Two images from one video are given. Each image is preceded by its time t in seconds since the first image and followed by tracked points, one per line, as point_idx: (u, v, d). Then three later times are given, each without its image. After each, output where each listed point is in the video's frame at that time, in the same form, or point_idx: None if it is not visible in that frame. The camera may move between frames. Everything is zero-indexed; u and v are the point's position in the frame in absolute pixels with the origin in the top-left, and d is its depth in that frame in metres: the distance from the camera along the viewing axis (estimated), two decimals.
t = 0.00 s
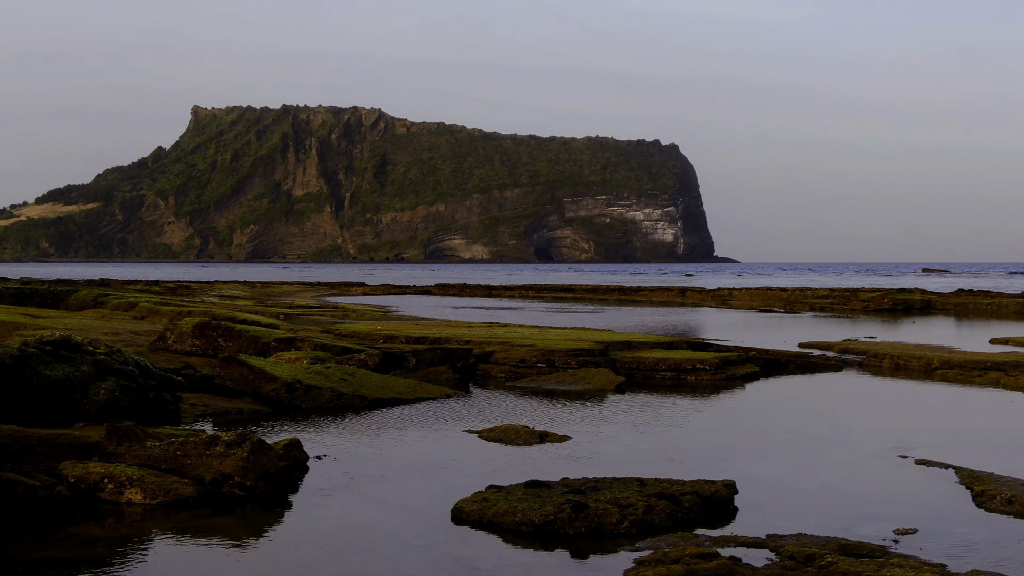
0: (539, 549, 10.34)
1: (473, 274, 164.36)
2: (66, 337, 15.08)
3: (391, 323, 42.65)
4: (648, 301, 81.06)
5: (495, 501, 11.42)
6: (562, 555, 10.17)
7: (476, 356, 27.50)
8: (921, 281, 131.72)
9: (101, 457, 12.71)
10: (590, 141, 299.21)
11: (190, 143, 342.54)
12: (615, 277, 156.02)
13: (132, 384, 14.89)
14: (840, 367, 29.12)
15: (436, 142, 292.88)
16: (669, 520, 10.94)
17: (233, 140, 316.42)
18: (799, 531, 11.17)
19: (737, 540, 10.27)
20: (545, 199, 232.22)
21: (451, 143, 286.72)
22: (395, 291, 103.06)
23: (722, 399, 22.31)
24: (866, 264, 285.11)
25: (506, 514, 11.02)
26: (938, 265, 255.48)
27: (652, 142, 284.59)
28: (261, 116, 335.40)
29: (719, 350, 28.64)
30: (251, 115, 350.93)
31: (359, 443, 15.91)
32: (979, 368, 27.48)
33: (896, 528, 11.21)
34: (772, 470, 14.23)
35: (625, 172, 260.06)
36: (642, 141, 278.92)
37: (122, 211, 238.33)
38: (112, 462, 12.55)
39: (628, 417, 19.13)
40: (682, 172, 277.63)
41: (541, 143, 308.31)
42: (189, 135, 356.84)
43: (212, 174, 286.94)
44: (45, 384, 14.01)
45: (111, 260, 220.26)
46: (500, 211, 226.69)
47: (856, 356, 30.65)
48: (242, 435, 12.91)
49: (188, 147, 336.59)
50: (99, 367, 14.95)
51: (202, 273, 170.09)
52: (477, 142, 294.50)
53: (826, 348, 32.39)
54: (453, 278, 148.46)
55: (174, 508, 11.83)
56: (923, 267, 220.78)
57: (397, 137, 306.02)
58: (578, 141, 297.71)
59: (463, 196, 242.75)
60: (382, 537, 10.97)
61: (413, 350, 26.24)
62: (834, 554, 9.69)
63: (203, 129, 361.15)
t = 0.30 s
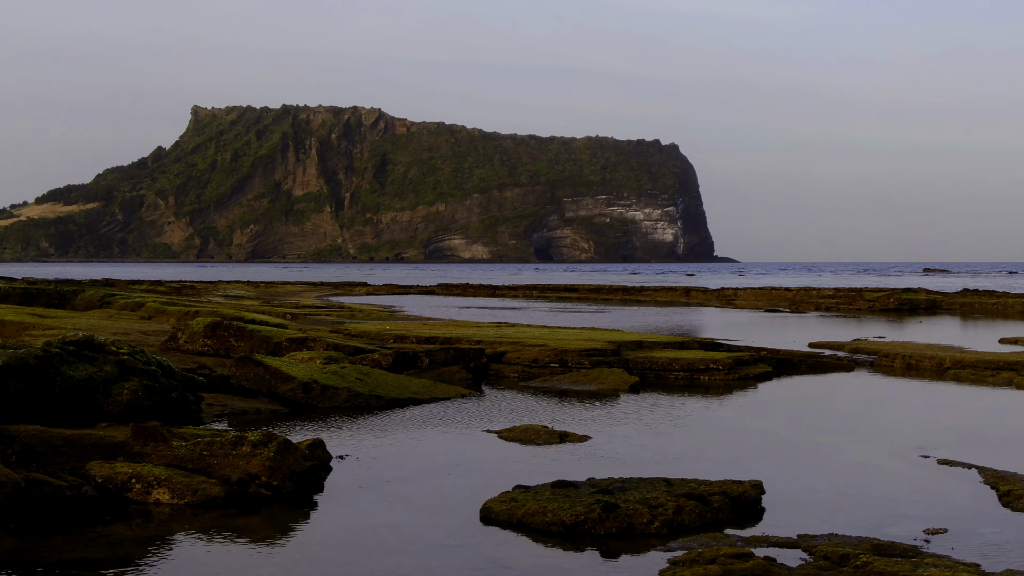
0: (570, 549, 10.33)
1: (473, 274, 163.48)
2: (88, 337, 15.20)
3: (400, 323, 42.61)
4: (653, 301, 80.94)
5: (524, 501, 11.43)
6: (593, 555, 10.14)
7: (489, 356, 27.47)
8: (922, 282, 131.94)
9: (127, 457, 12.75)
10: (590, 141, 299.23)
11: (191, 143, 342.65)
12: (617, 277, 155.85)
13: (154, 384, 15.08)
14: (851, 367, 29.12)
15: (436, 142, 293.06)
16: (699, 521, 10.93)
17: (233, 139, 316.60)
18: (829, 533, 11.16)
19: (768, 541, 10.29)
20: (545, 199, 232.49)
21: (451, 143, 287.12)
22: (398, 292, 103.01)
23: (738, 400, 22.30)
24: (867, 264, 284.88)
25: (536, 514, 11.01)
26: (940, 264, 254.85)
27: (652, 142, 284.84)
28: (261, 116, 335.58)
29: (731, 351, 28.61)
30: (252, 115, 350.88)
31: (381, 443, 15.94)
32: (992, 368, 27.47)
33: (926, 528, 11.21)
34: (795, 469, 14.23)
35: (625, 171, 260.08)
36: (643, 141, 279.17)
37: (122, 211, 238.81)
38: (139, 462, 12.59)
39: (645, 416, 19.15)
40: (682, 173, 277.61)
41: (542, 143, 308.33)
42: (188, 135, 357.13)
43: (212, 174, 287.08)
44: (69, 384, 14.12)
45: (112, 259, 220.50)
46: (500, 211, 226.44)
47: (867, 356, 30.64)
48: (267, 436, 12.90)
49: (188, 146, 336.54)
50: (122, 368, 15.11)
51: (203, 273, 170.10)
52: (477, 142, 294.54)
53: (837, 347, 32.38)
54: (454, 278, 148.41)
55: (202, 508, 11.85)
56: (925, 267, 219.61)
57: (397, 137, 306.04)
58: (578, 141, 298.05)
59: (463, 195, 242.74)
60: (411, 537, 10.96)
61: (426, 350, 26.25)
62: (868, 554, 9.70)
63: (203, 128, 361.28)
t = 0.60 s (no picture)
0: (601, 549, 10.33)
1: (474, 275, 161.60)
2: (111, 337, 15.22)
3: (408, 323, 42.55)
4: (657, 300, 80.81)
5: (551, 501, 11.43)
6: (623, 555, 10.15)
7: (501, 356, 27.43)
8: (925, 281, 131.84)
9: (152, 457, 12.77)
10: (590, 141, 299.06)
11: (191, 142, 342.90)
12: (618, 277, 155.67)
13: (177, 384, 15.13)
14: (863, 367, 29.06)
15: (436, 141, 293.25)
16: (727, 520, 10.94)
17: (233, 139, 316.75)
18: (861, 532, 11.11)
19: (800, 541, 10.31)
20: (545, 199, 233.63)
21: (451, 143, 287.48)
22: (402, 291, 102.79)
23: (752, 399, 22.25)
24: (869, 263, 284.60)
25: (565, 514, 11.01)
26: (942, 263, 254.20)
27: (652, 142, 285.09)
28: (261, 115, 335.84)
29: (742, 350, 28.56)
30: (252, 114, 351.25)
31: (403, 443, 15.94)
32: (1004, 368, 27.43)
33: (954, 528, 11.21)
34: (818, 469, 14.24)
35: (625, 171, 260.27)
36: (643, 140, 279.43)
37: (122, 211, 239.31)
38: (164, 461, 12.61)
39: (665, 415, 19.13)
40: (682, 173, 277.64)
41: (542, 143, 308.25)
42: (188, 135, 357.36)
43: (212, 174, 287.21)
44: (91, 384, 14.16)
45: (111, 259, 220.63)
46: (500, 211, 226.29)
47: (878, 356, 30.60)
48: (292, 435, 12.93)
49: (188, 145, 336.71)
50: (144, 368, 15.10)
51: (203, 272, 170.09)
52: (477, 141, 294.70)
53: (847, 347, 32.36)
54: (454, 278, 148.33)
55: (229, 508, 11.86)
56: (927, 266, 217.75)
57: (397, 137, 305.86)
58: (578, 140, 298.25)
59: (463, 195, 242.72)
60: (440, 539, 10.95)
61: (439, 350, 26.24)
62: (901, 555, 9.70)
63: (203, 128, 361.01)
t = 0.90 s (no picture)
0: (629, 549, 10.33)
1: (473, 275, 161.09)
2: (132, 337, 15.27)
3: (415, 323, 42.52)
4: (660, 301, 80.76)
5: (577, 501, 11.42)
6: (649, 554, 10.16)
7: (512, 356, 27.42)
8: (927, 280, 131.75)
9: (175, 457, 12.77)
10: (590, 141, 298.91)
11: (191, 142, 342.95)
12: (619, 276, 155.49)
13: (198, 383, 15.17)
14: (873, 367, 29.05)
15: (436, 141, 293.50)
16: (754, 520, 10.92)
17: (233, 139, 316.87)
18: (887, 532, 11.10)
19: (828, 541, 10.35)
20: (545, 199, 233.20)
21: (451, 143, 287.59)
22: (405, 291, 102.67)
23: (766, 398, 22.20)
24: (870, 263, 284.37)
25: (590, 514, 11.01)
26: (943, 263, 253.93)
27: (652, 142, 285.31)
28: (261, 114, 335.91)
29: (753, 350, 28.54)
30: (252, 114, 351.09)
31: (422, 443, 15.95)
32: (1015, 368, 27.40)
33: (981, 528, 11.19)
34: (838, 469, 14.24)
35: (625, 171, 260.40)
36: (643, 140, 279.70)
37: (122, 211, 239.80)
38: (188, 461, 12.63)
39: (681, 414, 19.13)
40: (682, 172, 277.57)
41: (542, 143, 308.13)
42: (188, 135, 357.44)
43: (212, 173, 287.31)
44: (113, 384, 14.20)
45: (111, 259, 220.82)
46: (500, 211, 226.20)
47: (888, 356, 30.58)
48: (316, 435, 12.92)
49: (188, 145, 336.78)
50: (165, 368, 15.12)
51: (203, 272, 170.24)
52: (477, 141, 294.76)
53: (857, 347, 32.34)
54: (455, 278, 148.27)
55: (253, 508, 11.88)
56: (928, 266, 216.87)
57: (397, 136, 305.73)
58: (578, 140, 298.41)
59: (463, 195, 242.77)
60: (465, 539, 10.93)
61: (450, 350, 26.24)
62: (931, 555, 9.70)
63: (203, 128, 360.81)
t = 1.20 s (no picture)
0: (656, 549, 10.34)
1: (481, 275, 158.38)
2: (151, 338, 15.29)
3: (422, 323, 42.48)
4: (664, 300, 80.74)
5: (603, 501, 11.42)
6: (678, 555, 10.15)
7: (523, 356, 27.40)
8: (928, 280, 131.76)
9: (198, 457, 12.79)
10: (591, 140, 298.87)
11: (191, 141, 342.91)
12: (620, 276, 155.34)
13: (217, 384, 15.25)
14: (884, 367, 29.04)
15: (436, 141, 293.89)
16: (781, 520, 10.94)
17: (234, 139, 316.99)
18: (914, 532, 11.08)
19: (857, 540, 10.36)
20: (545, 198, 233.35)
21: (451, 143, 287.88)
22: (409, 291, 102.53)
23: (779, 398, 22.20)
24: (870, 262, 284.50)
25: (617, 515, 10.99)
26: (944, 262, 253.91)
27: (652, 142, 285.68)
28: (262, 114, 335.97)
29: (764, 350, 28.50)
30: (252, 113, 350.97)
31: (440, 443, 15.96)
32: None
33: (1007, 528, 11.18)
34: (860, 468, 14.23)
35: (625, 170, 260.60)
36: (643, 140, 279.96)
37: (122, 211, 239.77)
38: (211, 461, 12.63)
39: (695, 414, 19.12)
40: (682, 172, 277.64)
41: (542, 143, 308.15)
42: (189, 135, 357.50)
43: (212, 173, 287.30)
44: (134, 384, 14.23)
45: (112, 259, 220.80)
46: (500, 210, 226.17)
47: (898, 356, 30.58)
48: (338, 435, 12.95)
49: (189, 144, 336.76)
50: (186, 368, 15.18)
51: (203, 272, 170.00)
52: (476, 141, 294.91)
53: (867, 347, 32.38)
54: (456, 277, 148.29)
55: (278, 508, 11.90)
56: (930, 265, 216.12)
57: (397, 136, 305.70)
58: (578, 140, 298.73)
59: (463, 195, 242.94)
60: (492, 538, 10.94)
61: (461, 350, 26.25)
62: (961, 554, 9.69)
63: (204, 127, 360.65)
